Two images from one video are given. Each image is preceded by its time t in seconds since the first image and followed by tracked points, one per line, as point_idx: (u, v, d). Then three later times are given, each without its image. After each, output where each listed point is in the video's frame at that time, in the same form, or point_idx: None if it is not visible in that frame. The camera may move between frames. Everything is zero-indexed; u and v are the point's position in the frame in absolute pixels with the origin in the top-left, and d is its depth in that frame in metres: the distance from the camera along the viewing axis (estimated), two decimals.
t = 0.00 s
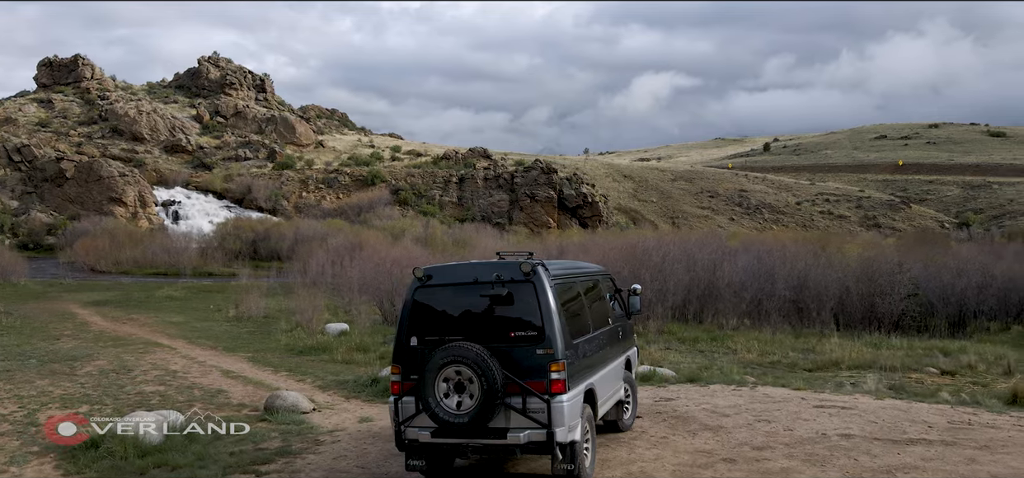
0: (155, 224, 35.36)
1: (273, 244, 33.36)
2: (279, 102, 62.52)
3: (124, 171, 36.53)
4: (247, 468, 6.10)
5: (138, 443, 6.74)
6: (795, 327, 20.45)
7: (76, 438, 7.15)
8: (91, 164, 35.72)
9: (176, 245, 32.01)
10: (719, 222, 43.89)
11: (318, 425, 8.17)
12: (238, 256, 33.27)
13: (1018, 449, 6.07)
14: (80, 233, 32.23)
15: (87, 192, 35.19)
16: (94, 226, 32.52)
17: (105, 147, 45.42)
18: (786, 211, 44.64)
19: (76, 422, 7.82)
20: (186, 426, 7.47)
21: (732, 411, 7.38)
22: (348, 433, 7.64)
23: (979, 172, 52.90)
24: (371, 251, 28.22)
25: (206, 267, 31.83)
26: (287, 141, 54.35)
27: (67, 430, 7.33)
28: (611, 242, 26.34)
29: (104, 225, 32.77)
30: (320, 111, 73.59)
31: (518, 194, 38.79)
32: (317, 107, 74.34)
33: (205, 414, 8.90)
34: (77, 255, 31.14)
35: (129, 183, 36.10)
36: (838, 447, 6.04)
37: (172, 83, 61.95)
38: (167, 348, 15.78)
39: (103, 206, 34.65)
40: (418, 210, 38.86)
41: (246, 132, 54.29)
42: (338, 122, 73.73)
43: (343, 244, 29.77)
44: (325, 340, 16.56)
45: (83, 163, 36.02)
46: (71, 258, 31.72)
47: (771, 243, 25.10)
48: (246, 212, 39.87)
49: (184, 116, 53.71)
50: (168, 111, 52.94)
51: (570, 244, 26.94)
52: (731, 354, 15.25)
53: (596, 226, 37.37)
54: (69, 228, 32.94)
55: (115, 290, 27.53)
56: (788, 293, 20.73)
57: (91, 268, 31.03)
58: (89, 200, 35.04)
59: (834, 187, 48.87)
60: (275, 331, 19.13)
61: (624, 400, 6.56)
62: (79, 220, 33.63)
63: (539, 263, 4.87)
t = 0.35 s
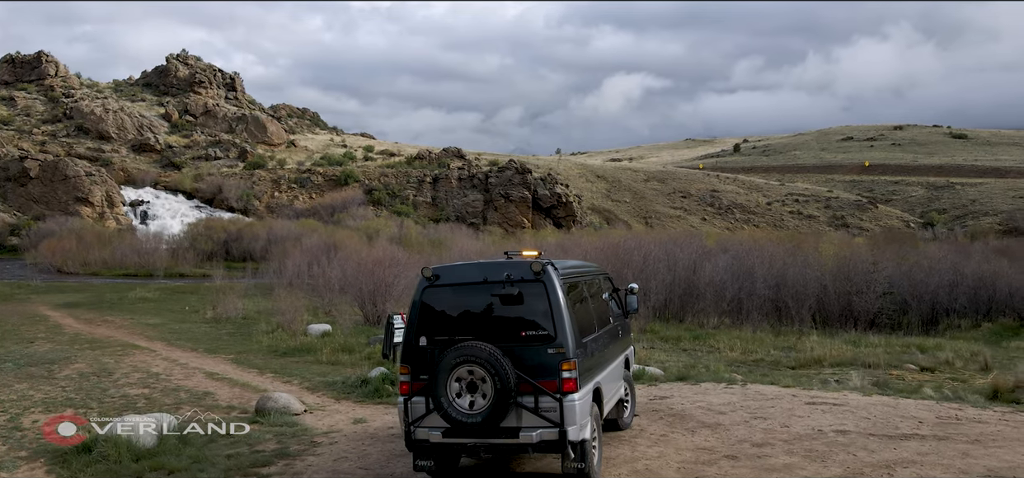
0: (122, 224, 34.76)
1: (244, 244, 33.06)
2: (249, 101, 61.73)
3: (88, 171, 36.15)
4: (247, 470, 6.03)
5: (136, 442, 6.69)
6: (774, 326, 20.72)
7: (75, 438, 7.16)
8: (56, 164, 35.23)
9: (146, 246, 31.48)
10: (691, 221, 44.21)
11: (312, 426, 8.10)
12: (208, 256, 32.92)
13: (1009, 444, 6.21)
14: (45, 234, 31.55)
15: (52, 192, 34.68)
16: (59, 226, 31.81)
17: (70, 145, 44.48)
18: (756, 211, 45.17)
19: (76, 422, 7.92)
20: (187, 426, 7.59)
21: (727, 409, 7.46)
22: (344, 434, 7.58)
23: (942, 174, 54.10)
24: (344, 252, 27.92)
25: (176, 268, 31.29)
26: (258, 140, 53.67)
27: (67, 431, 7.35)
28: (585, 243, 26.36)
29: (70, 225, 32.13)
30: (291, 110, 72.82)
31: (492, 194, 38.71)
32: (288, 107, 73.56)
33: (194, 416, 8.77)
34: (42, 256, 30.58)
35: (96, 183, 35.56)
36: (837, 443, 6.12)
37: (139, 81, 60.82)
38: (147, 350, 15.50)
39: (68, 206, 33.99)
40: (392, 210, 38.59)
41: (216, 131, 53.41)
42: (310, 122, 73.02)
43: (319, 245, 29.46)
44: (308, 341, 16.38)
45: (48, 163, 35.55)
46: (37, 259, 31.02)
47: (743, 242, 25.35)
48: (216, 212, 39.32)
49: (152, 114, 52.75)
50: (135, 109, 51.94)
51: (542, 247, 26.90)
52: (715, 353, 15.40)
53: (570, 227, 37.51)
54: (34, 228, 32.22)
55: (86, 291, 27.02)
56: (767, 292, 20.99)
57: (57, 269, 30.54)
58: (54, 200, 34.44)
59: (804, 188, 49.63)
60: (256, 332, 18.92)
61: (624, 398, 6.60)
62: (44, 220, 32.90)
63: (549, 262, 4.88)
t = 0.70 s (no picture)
0: (89, 225, 34.12)
1: (216, 244, 32.59)
2: (218, 100, 60.84)
3: (53, 170, 35.32)
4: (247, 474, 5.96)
5: (133, 442, 6.64)
6: (755, 324, 20.98)
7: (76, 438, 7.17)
8: (20, 163, 34.55)
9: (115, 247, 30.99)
10: (664, 222, 44.38)
11: (305, 428, 8.02)
12: (178, 257, 32.65)
13: (998, 438, 6.38)
14: (9, 235, 30.75)
15: (16, 192, 33.92)
16: (25, 226, 31.17)
17: (34, 144, 43.47)
18: (728, 211, 45.66)
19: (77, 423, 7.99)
20: (187, 427, 7.72)
21: (722, 407, 7.54)
22: (339, 436, 7.53)
23: (908, 175, 55.22)
24: (317, 253, 27.59)
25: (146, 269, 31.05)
26: (228, 140, 52.89)
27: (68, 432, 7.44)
28: (559, 245, 26.36)
29: (35, 226, 31.39)
30: (261, 109, 71.98)
31: (466, 194, 38.58)
32: (258, 106, 72.68)
33: (183, 419, 8.64)
34: (7, 257, 29.85)
35: (61, 183, 34.92)
36: (833, 439, 6.22)
37: (105, 79, 59.65)
38: (124, 353, 15.21)
39: (33, 206, 33.27)
40: (365, 210, 38.27)
41: (185, 130, 52.46)
42: (281, 121, 72.23)
43: (294, 246, 29.20)
44: (290, 342, 16.18)
45: (12, 162, 34.77)
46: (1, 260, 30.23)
47: (716, 242, 25.61)
48: (186, 212, 38.69)
49: (119, 113, 51.74)
50: (102, 107, 50.91)
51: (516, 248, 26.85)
52: (700, 351, 15.61)
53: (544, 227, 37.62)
54: None
55: (54, 293, 26.40)
56: (747, 292, 21.27)
57: (22, 271, 29.79)
58: (19, 200, 33.66)
59: (775, 189, 50.28)
60: (236, 334, 18.67)
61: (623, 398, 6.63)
62: (8, 220, 32.08)
63: (557, 263, 4.90)
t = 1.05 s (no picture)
0: (55, 225, 33.40)
1: (188, 245, 32.08)
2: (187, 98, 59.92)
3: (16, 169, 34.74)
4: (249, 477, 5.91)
5: (127, 446, 6.52)
6: (735, 322, 21.22)
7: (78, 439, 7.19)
8: None
9: (83, 248, 30.31)
10: (638, 222, 44.50)
11: (300, 430, 7.96)
12: (149, 258, 32.14)
13: (988, 434, 6.54)
14: None
15: None
16: None
17: None
18: (699, 211, 46.12)
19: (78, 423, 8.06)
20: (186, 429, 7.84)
21: (717, 405, 7.62)
22: (336, 438, 7.47)
23: (875, 175, 56.26)
24: (291, 255, 27.28)
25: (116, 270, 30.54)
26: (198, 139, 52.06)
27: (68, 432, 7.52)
28: (532, 246, 26.36)
29: None
30: (231, 108, 71.08)
31: (440, 194, 38.43)
32: (227, 105, 71.71)
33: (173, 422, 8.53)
34: None
35: (25, 183, 34.23)
36: (829, 436, 6.32)
37: (70, 76, 58.38)
38: (102, 356, 14.94)
39: None
40: (339, 210, 37.89)
41: (153, 128, 51.51)
42: (251, 120, 71.38)
43: (268, 247, 28.93)
44: (273, 344, 15.99)
45: None
46: None
47: (688, 242, 25.78)
48: (155, 212, 37.98)
49: (86, 111, 50.70)
50: (67, 105, 49.82)
51: (487, 249, 26.74)
52: (684, 350, 15.78)
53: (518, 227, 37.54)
54: None
55: (22, 295, 25.80)
56: (727, 291, 21.55)
57: None
58: None
59: (747, 189, 50.92)
60: (216, 336, 18.44)
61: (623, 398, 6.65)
62: None
63: (565, 263, 4.92)
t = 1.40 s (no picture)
0: (18, 226, 32.57)
1: (159, 245, 31.54)
2: (155, 97, 58.87)
3: None
4: None
5: (121, 450, 6.41)
6: (715, 322, 21.41)
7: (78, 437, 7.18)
8: None
9: (50, 249, 29.59)
10: (611, 222, 44.56)
11: (293, 433, 7.88)
12: (120, 260, 31.44)
13: (977, 428, 6.69)
14: None
15: None
16: None
17: None
18: (671, 211, 46.49)
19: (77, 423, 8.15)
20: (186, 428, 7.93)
21: (711, 403, 7.72)
22: (332, 440, 7.42)
23: (844, 175, 57.20)
24: (265, 256, 26.98)
25: (83, 272, 29.69)
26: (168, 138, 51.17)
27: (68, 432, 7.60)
28: (505, 247, 26.36)
29: None
30: (200, 106, 70.03)
31: (414, 194, 38.18)
32: (195, 104, 70.59)
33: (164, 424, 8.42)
34: None
35: None
36: (825, 432, 6.42)
37: (33, 73, 56.97)
38: (78, 360, 14.64)
39: None
40: (312, 210, 37.45)
41: (120, 127, 50.50)
42: (220, 119, 70.36)
43: (240, 248, 28.53)
44: (255, 345, 15.81)
45: None
46: None
47: (661, 242, 25.96)
48: (123, 213, 37.17)
49: (50, 109, 49.52)
50: (31, 104, 48.63)
51: (460, 249, 26.66)
52: (667, 349, 15.89)
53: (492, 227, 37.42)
54: None
55: None
56: (707, 290, 21.79)
57: None
58: None
59: (718, 189, 51.52)
60: (196, 337, 18.19)
61: (622, 397, 6.68)
62: None
63: (574, 263, 4.94)
